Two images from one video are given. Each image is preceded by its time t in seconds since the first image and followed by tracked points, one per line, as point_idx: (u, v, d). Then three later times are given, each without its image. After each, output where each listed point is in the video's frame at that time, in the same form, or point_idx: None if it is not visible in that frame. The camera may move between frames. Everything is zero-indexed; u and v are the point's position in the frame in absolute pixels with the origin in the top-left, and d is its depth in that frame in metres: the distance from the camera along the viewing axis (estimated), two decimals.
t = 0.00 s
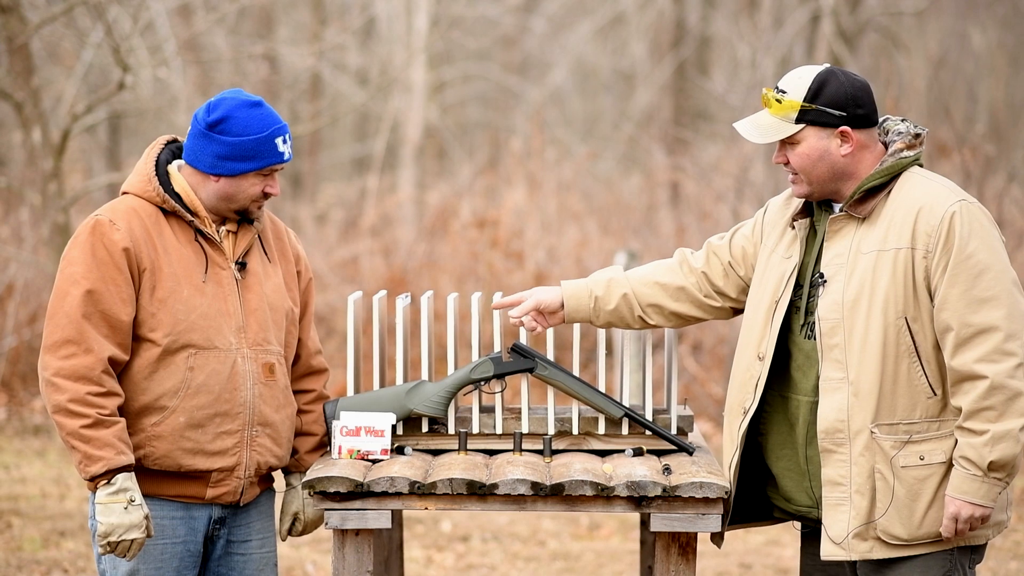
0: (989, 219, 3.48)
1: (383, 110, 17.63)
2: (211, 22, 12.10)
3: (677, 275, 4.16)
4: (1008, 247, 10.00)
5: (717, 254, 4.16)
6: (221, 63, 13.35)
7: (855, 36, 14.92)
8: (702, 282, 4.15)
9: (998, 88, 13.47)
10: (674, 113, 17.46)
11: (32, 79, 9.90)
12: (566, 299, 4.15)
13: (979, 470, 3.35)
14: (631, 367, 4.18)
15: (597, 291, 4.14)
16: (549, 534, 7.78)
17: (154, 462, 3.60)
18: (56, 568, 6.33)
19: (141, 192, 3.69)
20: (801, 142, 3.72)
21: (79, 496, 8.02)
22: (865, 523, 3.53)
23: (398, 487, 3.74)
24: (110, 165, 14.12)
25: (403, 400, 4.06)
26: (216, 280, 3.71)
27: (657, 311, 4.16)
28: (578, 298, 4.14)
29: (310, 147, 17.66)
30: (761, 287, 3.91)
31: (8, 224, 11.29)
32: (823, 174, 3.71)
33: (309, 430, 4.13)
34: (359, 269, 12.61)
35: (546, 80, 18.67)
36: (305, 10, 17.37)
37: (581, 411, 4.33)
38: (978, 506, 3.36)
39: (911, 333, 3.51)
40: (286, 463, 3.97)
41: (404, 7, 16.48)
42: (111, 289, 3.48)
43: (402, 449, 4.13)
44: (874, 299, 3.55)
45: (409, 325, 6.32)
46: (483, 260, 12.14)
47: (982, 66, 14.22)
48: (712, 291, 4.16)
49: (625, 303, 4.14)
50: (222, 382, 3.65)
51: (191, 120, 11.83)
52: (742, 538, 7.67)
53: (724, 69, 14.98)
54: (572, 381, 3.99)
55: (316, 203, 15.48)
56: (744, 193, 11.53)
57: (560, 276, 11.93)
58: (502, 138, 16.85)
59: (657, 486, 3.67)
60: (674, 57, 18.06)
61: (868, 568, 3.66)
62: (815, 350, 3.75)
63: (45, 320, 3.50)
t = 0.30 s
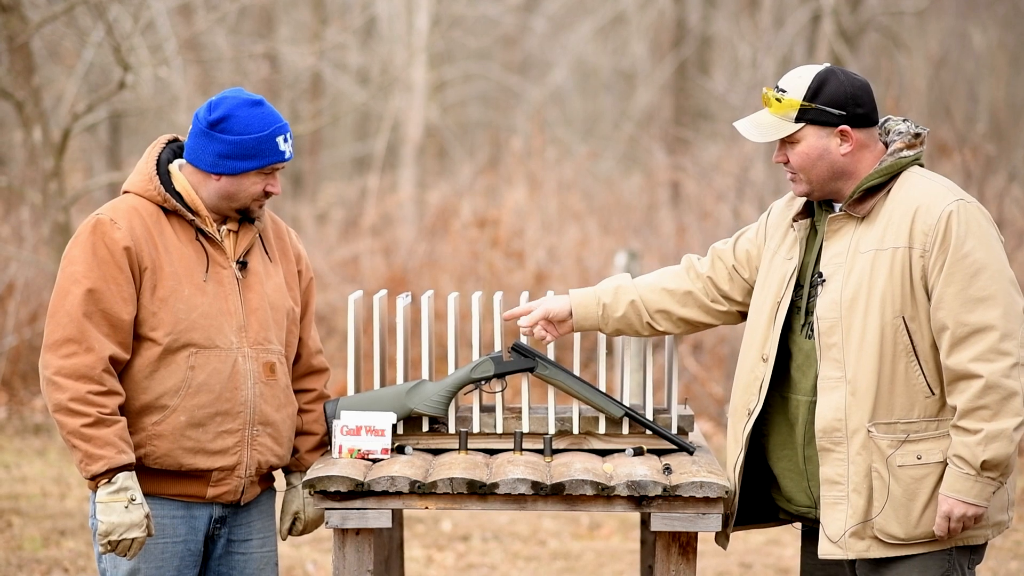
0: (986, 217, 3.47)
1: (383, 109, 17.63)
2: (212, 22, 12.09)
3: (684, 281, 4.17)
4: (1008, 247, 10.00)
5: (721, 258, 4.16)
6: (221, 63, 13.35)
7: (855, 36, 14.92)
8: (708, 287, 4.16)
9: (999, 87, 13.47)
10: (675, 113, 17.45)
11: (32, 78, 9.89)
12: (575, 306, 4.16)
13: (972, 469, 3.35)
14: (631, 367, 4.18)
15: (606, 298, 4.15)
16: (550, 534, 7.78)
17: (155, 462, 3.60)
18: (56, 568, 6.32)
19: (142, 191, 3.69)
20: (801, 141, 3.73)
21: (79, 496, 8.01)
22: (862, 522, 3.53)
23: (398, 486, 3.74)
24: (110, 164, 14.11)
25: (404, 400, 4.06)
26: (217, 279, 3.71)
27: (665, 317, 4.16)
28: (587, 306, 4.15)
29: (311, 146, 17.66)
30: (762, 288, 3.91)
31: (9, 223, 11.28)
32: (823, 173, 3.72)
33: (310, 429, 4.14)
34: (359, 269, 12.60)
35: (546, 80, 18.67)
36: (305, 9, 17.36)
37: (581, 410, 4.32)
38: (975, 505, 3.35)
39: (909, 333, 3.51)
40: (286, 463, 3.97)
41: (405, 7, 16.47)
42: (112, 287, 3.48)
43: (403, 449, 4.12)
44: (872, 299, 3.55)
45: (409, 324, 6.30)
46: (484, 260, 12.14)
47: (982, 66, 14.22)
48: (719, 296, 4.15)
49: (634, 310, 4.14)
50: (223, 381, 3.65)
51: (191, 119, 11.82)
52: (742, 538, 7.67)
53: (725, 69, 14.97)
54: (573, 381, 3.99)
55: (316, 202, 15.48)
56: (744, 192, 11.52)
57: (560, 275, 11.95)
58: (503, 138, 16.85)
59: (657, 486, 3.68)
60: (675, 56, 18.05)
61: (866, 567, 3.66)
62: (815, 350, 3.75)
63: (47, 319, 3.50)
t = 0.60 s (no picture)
0: (985, 216, 3.47)
1: (384, 109, 17.64)
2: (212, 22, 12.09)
3: (683, 282, 4.17)
4: (1008, 247, 10.01)
5: (721, 259, 4.16)
6: (222, 62, 13.35)
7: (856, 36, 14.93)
8: (709, 288, 4.15)
9: (999, 87, 13.48)
10: (675, 113, 17.46)
11: (33, 78, 9.89)
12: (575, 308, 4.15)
13: (972, 466, 3.35)
14: (632, 367, 4.17)
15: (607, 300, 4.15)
16: (550, 534, 7.78)
17: (156, 462, 3.60)
18: (57, 568, 6.32)
19: (143, 191, 3.69)
20: (800, 141, 3.72)
21: (80, 496, 8.02)
22: (861, 521, 3.53)
23: (399, 487, 3.74)
24: (111, 164, 14.12)
25: (404, 399, 4.06)
26: (218, 279, 3.71)
27: (666, 318, 4.16)
28: (588, 307, 4.14)
29: (311, 146, 17.67)
30: (761, 288, 3.91)
31: (9, 223, 11.29)
32: (822, 173, 3.71)
33: (311, 429, 4.13)
34: (360, 269, 12.60)
35: (547, 80, 18.67)
36: (306, 9, 17.37)
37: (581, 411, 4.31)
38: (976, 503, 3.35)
39: (907, 331, 3.51)
40: (287, 463, 3.97)
41: (405, 7, 16.48)
42: (113, 288, 3.48)
43: (403, 448, 4.12)
44: (871, 298, 3.55)
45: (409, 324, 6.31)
46: (484, 260, 12.14)
47: (983, 66, 14.23)
48: (718, 296, 4.15)
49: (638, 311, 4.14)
50: (224, 381, 3.65)
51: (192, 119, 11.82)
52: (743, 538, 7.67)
53: (726, 69, 14.99)
54: (573, 381, 3.99)
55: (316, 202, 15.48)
56: (744, 193, 11.52)
57: (561, 275, 11.96)
58: (504, 138, 16.85)
59: (658, 486, 3.67)
60: (676, 57, 18.06)
61: (865, 566, 3.65)
62: (813, 349, 3.75)
63: (48, 319, 3.50)
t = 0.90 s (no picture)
0: (980, 221, 3.41)
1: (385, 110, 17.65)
2: (213, 22, 12.10)
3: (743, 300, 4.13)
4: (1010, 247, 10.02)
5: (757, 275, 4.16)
6: (223, 62, 13.36)
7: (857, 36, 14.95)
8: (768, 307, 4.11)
9: (1000, 87, 13.49)
10: (676, 113, 17.48)
11: (34, 79, 9.89)
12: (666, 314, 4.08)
13: (900, 432, 3.28)
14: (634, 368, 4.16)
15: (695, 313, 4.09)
16: (551, 534, 7.79)
17: (156, 462, 3.60)
18: (58, 568, 6.32)
19: (144, 192, 3.69)
20: (826, 129, 3.66)
21: (82, 496, 8.02)
22: (840, 515, 3.50)
23: (401, 487, 3.74)
24: (112, 165, 14.12)
25: (405, 400, 4.05)
26: (219, 279, 3.71)
27: (738, 338, 4.11)
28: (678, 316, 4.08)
29: (312, 147, 17.68)
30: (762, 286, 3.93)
31: (10, 224, 11.29)
32: (845, 163, 3.66)
33: (312, 430, 4.13)
34: (361, 269, 12.61)
35: (548, 80, 18.69)
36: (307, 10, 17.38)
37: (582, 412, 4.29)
38: (877, 462, 3.29)
39: (896, 329, 3.48)
40: (288, 463, 3.97)
41: (407, 7, 16.49)
42: (114, 288, 3.48)
43: (404, 449, 4.12)
44: (861, 295, 3.53)
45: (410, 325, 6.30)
46: (485, 260, 12.16)
47: (984, 66, 14.24)
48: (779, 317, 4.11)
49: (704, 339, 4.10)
50: (225, 381, 3.65)
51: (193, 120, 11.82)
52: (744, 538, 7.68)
53: (727, 70, 15.00)
54: (573, 380, 3.99)
55: (317, 202, 15.49)
56: (745, 193, 11.53)
57: (562, 276, 12.00)
58: (505, 138, 16.86)
59: (659, 486, 3.67)
60: (676, 57, 18.07)
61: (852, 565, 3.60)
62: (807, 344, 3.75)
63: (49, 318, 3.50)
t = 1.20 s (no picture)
0: (947, 226, 3.30)
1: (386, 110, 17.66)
2: (214, 23, 12.12)
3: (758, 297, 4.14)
4: (1010, 248, 10.03)
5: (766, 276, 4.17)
6: (224, 63, 13.37)
7: (858, 37, 14.98)
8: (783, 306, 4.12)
9: (1001, 88, 13.50)
10: (677, 114, 17.50)
11: (35, 79, 9.89)
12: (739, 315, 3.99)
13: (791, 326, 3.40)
14: (635, 369, 4.15)
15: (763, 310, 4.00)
16: (552, 535, 7.79)
17: (156, 461, 3.59)
18: (58, 568, 6.32)
19: (145, 191, 3.69)
20: (850, 123, 3.52)
21: (82, 496, 8.02)
22: (818, 506, 3.40)
23: (401, 487, 3.73)
24: (112, 165, 14.12)
25: (406, 400, 4.04)
26: (220, 279, 3.71)
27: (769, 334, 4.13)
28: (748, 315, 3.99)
29: (313, 147, 17.69)
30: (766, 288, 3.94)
31: (11, 224, 11.29)
32: (867, 156, 3.56)
33: (312, 430, 4.13)
34: (361, 270, 12.62)
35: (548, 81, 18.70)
36: (308, 11, 17.38)
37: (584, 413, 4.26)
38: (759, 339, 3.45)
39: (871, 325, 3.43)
40: (289, 463, 3.97)
41: (407, 8, 16.51)
42: (114, 288, 3.48)
43: (405, 450, 4.13)
44: (836, 289, 3.50)
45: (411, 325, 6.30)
46: (486, 260, 12.17)
47: (985, 66, 14.25)
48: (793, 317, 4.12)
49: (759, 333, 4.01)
50: (225, 381, 3.65)
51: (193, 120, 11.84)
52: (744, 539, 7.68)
53: (729, 70, 15.04)
54: (574, 381, 3.99)
55: (317, 203, 15.50)
56: (746, 194, 11.53)
57: (562, 276, 12.04)
58: (505, 139, 16.87)
59: (660, 487, 3.66)
60: (676, 58, 18.08)
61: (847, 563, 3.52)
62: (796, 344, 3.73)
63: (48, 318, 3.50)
